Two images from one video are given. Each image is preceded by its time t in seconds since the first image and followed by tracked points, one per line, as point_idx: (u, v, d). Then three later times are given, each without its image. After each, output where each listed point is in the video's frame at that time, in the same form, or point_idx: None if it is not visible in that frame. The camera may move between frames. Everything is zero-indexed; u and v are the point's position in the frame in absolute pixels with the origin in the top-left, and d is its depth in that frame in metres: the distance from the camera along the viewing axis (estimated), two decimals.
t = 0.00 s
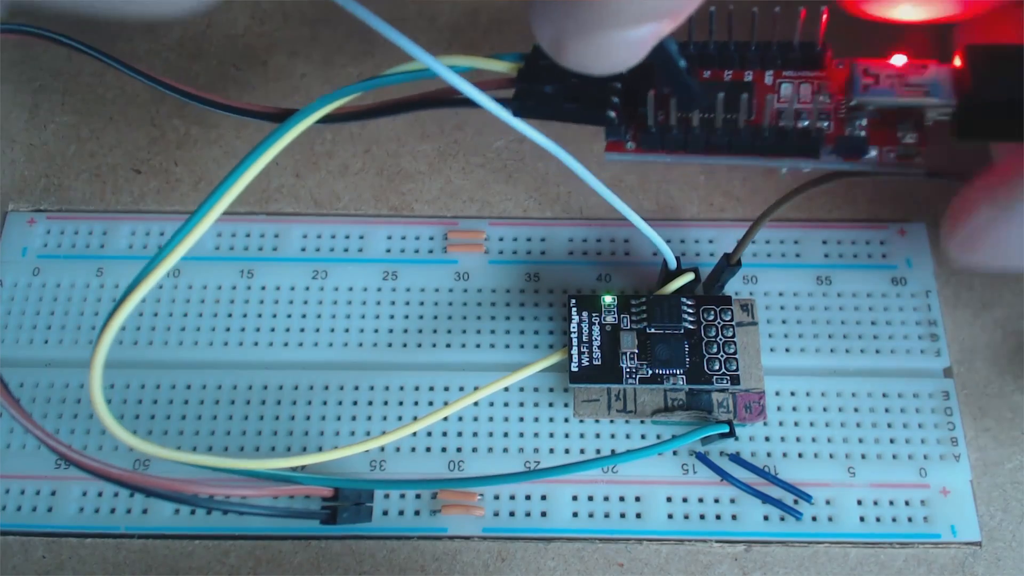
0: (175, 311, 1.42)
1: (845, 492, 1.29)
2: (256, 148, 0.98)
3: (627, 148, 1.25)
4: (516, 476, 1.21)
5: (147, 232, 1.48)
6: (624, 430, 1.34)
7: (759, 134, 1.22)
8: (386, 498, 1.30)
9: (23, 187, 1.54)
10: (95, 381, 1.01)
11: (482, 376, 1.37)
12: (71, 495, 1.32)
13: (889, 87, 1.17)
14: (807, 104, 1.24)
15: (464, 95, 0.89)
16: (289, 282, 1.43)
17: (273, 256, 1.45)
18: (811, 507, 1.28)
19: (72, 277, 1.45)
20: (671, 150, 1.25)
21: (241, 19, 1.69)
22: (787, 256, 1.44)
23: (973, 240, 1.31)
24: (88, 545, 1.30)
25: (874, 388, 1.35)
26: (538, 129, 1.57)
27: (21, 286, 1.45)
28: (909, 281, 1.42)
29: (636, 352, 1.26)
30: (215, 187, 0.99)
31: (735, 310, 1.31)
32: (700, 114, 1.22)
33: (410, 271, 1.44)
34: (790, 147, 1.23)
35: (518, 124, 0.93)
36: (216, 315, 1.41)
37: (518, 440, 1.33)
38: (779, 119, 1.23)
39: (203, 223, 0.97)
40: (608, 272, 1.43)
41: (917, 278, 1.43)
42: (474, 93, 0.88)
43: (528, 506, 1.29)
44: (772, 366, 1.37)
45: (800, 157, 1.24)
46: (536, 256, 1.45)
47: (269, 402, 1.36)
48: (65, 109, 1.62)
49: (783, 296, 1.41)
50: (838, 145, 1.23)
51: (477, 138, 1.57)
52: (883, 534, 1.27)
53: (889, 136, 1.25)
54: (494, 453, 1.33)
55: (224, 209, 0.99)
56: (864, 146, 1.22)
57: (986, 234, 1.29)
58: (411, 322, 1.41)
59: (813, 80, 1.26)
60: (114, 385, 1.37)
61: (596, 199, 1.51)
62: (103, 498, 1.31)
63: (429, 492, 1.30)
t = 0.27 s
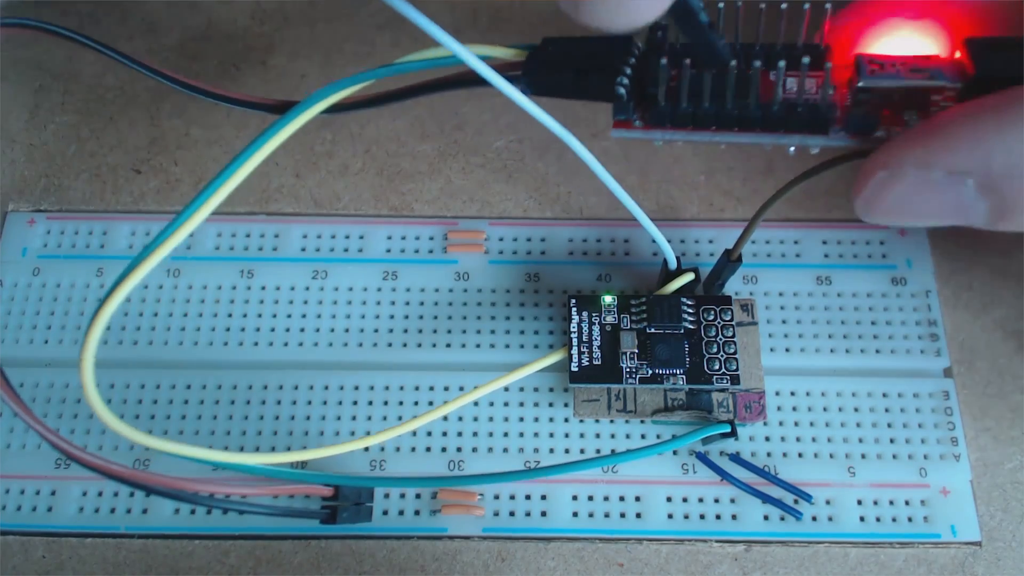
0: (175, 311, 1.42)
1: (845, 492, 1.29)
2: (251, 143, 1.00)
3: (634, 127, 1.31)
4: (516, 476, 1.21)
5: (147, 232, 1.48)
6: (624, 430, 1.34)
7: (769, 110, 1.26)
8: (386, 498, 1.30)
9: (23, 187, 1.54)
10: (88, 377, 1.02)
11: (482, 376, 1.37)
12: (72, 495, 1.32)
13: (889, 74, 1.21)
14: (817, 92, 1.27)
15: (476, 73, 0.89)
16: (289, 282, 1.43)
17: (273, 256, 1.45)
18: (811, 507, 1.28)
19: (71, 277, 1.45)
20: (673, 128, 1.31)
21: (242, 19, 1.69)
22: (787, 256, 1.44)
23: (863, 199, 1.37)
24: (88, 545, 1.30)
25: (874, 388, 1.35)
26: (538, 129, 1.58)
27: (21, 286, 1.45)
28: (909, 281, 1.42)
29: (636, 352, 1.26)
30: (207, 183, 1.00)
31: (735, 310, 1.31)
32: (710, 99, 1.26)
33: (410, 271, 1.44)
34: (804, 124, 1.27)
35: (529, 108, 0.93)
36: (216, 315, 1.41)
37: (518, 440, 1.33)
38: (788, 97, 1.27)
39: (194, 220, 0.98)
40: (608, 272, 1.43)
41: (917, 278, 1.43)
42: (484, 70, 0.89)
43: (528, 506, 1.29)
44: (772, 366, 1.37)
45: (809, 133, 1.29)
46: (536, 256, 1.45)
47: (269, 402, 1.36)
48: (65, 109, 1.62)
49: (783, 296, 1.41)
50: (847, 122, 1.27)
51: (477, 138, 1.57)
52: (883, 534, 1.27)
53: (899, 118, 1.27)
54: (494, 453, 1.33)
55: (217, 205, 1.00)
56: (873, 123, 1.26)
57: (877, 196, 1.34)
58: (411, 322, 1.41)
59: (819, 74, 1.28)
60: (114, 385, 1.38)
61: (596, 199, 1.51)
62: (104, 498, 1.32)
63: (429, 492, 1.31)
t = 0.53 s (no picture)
0: (175, 311, 1.42)
1: (845, 492, 1.29)
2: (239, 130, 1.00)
3: (629, 121, 1.32)
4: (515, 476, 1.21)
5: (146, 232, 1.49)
6: (624, 430, 1.34)
7: (766, 110, 1.26)
8: (386, 498, 1.30)
9: (23, 187, 1.54)
10: (82, 375, 1.02)
11: (482, 376, 1.37)
12: (72, 495, 1.32)
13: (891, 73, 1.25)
14: (817, 89, 1.27)
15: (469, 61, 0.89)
16: (289, 282, 1.43)
17: (273, 256, 1.45)
18: (811, 507, 1.28)
19: (71, 277, 1.45)
20: (670, 125, 1.31)
21: (242, 19, 1.69)
22: (787, 256, 1.44)
23: (854, 203, 1.37)
24: (88, 545, 1.30)
25: (874, 388, 1.35)
26: (538, 129, 1.58)
27: (21, 286, 1.44)
28: (909, 282, 1.43)
29: (636, 352, 1.26)
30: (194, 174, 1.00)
31: (735, 310, 1.31)
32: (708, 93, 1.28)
33: (410, 271, 1.44)
34: (800, 124, 1.27)
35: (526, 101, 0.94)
36: (215, 315, 1.41)
37: (518, 440, 1.33)
38: (786, 92, 1.28)
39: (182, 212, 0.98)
40: (607, 272, 1.43)
41: (917, 278, 1.43)
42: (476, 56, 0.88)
43: (528, 506, 1.29)
44: (772, 366, 1.37)
45: (805, 136, 1.30)
46: (536, 255, 1.45)
47: (269, 402, 1.36)
48: (65, 109, 1.62)
49: (783, 296, 1.41)
50: (844, 125, 1.29)
51: (477, 138, 1.57)
52: (883, 534, 1.27)
53: (895, 119, 1.32)
54: (494, 453, 1.32)
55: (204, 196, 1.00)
56: (870, 127, 1.28)
57: (867, 202, 1.34)
58: (410, 322, 1.41)
59: (818, 67, 1.29)
60: (114, 385, 1.37)
61: (596, 199, 1.51)
62: (103, 498, 1.32)
63: (429, 492, 1.30)
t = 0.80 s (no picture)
0: (175, 311, 1.42)
1: (845, 492, 1.29)
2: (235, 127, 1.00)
3: (624, 119, 1.33)
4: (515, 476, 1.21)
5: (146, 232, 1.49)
6: (624, 430, 1.34)
7: (760, 110, 1.26)
8: (386, 498, 1.30)
9: (23, 187, 1.54)
10: (82, 373, 1.02)
11: (482, 376, 1.37)
12: (72, 495, 1.32)
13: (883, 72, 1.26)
14: (808, 86, 1.28)
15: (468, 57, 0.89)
16: (289, 282, 1.43)
17: (273, 256, 1.45)
18: (811, 507, 1.28)
19: (71, 277, 1.45)
20: (664, 123, 1.32)
21: (242, 19, 1.69)
22: (787, 255, 1.44)
23: (845, 204, 1.36)
24: (88, 545, 1.30)
25: (874, 388, 1.35)
26: (538, 128, 1.58)
27: (21, 286, 1.44)
28: (909, 282, 1.42)
29: (636, 352, 1.26)
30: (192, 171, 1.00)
31: (735, 310, 1.31)
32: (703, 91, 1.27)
33: (410, 271, 1.44)
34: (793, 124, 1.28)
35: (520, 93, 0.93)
36: (215, 315, 1.41)
37: (518, 440, 1.33)
38: (781, 90, 1.28)
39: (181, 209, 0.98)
40: (607, 272, 1.43)
41: (917, 278, 1.43)
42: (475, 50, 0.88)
43: (528, 506, 1.29)
44: (772, 366, 1.37)
45: (798, 136, 1.31)
46: (536, 255, 1.45)
47: (269, 402, 1.36)
48: (65, 109, 1.62)
49: (784, 296, 1.41)
50: (837, 126, 1.29)
51: (477, 138, 1.57)
52: (883, 534, 1.27)
53: (888, 118, 1.33)
54: (494, 453, 1.33)
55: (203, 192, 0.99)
56: (862, 127, 1.28)
57: (859, 203, 1.34)
58: (410, 322, 1.41)
59: (812, 64, 1.30)
60: (114, 385, 1.37)
61: (596, 199, 1.51)
62: (103, 498, 1.32)
63: (429, 492, 1.31)
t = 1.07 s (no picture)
0: (175, 311, 1.42)
1: (845, 492, 1.29)
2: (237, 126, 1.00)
3: (622, 118, 1.33)
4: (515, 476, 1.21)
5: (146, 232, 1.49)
6: (624, 430, 1.34)
7: (757, 108, 1.27)
8: (386, 498, 1.30)
9: (22, 187, 1.54)
10: (84, 369, 1.02)
11: (482, 376, 1.37)
12: (72, 495, 1.32)
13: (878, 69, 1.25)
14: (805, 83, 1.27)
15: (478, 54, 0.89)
16: (289, 282, 1.43)
17: (274, 256, 1.45)
18: (811, 507, 1.28)
19: (71, 277, 1.45)
20: (661, 121, 1.32)
21: (242, 19, 1.69)
22: (787, 255, 1.44)
23: (842, 201, 1.36)
24: (88, 545, 1.30)
25: (874, 388, 1.35)
26: (538, 129, 1.58)
27: (21, 286, 1.44)
28: (909, 282, 1.43)
29: (636, 352, 1.26)
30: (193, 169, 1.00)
31: (735, 310, 1.31)
32: (700, 90, 1.27)
33: (410, 271, 1.44)
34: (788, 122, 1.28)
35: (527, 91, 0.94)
36: (215, 315, 1.41)
37: (518, 440, 1.33)
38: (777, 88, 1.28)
39: (182, 205, 0.98)
40: (607, 272, 1.43)
41: (917, 278, 1.43)
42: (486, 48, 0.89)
43: (528, 506, 1.29)
44: (772, 366, 1.37)
45: (795, 133, 1.31)
46: (536, 255, 1.45)
47: (269, 402, 1.36)
48: (65, 109, 1.62)
49: (784, 296, 1.41)
50: (834, 123, 1.29)
51: (477, 138, 1.57)
52: (883, 534, 1.27)
53: (884, 116, 1.32)
54: (494, 453, 1.33)
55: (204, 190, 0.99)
56: (858, 124, 1.28)
57: (855, 200, 1.34)
58: (410, 322, 1.41)
59: (807, 61, 1.30)
60: (114, 385, 1.37)
61: (596, 199, 1.51)
62: (103, 498, 1.32)
63: (429, 492, 1.30)
